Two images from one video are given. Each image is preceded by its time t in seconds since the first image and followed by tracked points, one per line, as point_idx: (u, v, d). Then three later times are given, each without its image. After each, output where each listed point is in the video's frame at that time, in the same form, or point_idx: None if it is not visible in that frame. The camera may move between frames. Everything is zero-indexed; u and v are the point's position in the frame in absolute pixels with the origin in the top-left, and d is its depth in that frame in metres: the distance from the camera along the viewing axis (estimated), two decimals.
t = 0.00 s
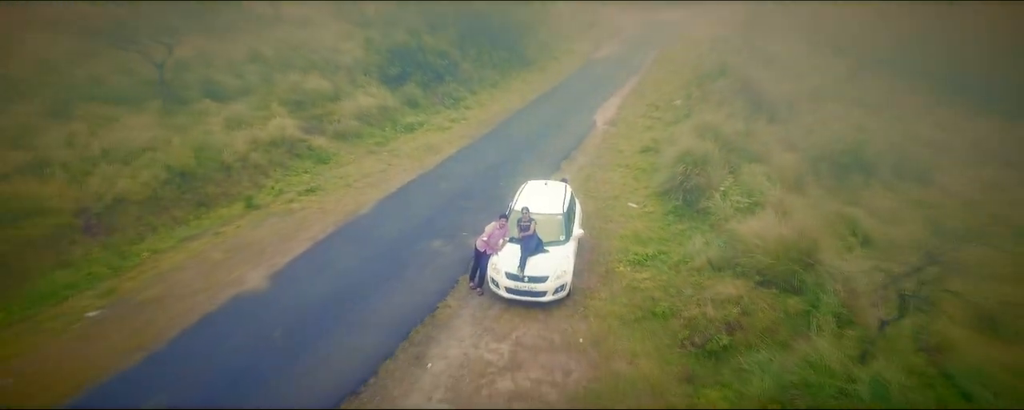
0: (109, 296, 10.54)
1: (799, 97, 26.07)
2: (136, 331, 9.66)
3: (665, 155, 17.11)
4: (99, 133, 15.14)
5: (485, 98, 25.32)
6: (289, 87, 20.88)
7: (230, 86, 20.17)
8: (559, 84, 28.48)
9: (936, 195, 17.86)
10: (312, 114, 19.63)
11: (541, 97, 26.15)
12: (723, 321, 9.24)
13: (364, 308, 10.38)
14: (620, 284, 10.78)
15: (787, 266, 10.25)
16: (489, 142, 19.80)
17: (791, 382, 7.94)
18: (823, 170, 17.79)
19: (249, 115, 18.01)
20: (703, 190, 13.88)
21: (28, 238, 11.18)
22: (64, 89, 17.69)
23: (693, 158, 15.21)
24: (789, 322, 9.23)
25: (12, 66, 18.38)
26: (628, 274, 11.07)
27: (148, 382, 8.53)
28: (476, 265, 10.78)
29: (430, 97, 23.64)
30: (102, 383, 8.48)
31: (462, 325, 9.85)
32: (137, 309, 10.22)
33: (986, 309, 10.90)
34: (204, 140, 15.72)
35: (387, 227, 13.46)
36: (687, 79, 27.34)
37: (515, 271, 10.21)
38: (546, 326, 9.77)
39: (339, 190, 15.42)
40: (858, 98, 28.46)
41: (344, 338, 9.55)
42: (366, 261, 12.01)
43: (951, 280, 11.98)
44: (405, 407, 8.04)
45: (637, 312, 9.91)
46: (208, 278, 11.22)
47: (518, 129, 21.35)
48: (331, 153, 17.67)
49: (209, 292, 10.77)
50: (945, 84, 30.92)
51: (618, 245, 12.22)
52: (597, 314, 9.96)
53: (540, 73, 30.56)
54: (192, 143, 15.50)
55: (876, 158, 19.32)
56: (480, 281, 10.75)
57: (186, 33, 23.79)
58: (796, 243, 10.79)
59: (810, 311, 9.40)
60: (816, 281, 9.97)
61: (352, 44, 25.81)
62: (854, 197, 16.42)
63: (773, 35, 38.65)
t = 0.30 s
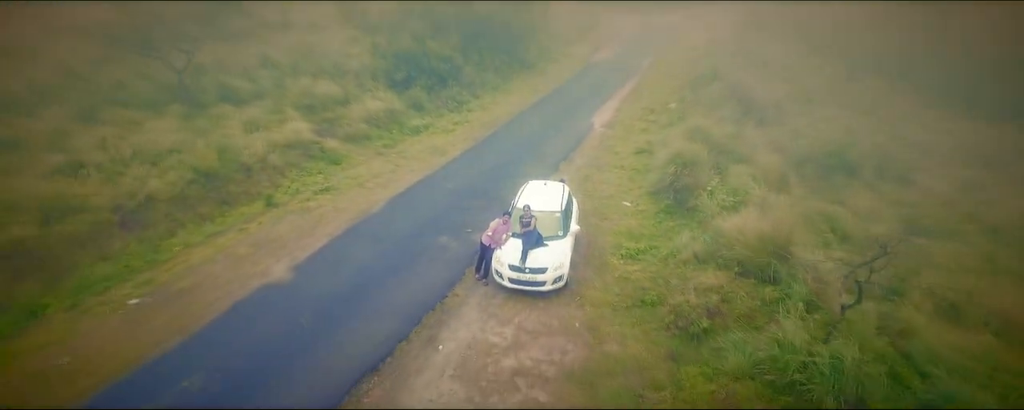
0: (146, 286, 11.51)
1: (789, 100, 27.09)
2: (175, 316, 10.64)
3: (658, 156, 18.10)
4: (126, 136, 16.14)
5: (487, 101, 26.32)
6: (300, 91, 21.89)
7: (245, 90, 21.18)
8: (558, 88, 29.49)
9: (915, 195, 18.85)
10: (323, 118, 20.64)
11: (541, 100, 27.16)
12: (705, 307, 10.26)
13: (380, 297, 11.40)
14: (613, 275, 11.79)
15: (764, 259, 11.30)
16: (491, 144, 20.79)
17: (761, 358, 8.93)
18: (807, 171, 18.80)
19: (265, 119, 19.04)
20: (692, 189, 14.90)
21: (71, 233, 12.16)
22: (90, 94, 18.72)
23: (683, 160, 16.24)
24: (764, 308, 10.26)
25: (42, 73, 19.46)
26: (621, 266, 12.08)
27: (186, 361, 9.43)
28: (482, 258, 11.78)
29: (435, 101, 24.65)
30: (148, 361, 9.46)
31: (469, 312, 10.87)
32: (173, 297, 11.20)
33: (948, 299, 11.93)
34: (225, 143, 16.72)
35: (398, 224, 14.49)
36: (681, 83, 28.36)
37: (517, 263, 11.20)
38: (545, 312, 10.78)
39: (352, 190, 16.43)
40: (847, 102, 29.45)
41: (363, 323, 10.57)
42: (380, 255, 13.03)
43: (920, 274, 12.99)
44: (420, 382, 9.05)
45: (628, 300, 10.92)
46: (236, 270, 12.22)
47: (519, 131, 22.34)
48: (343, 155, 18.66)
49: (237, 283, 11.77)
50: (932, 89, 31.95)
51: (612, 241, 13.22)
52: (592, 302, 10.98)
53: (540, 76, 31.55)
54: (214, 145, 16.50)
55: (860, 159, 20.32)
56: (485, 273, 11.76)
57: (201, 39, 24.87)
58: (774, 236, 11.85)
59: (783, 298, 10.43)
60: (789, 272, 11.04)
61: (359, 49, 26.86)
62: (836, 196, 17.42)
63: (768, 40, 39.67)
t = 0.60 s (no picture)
0: (179, 275, 12.55)
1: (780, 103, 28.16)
2: (208, 303, 11.69)
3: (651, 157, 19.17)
4: (152, 139, 17.21)
5: (489, 104, 27.38)
6: (311, 95, 22.96)
7: (259, 93, 22.23)
8: (558, 90, 30.55)
9: (896, 194, 19.89)
10: (334, 120, 21.70)
11: (541, 102, 28.19)
12: (688, 293, 11.36)
13: (393, 286, 12.50)
14: (607, 266, 12.87)
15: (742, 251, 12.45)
16: (493, 145, 21.85)
17: (737, 337, 10.01)
18: (793, 171, 19.86)
19: (280, 122, 20.11)
20: (681, 188, 15.99)
21: (109, 228, 13.23)
22: (115, 98, 19.79)
23: (673, 160, 17.31)
24: (741, 294, 11.38)
25: (69, 79, 20.60)
26: (614, 258, 13.17)
27: (194, 361, 10.00)
28: (486, 250, 12.86)
29: (439, 103, 25.73)
30: (187, 342, 10.51)
31: (476, 298, 11.95)
32: (205, 286, 12.25)
33: (915, 288, 13.01)
34: (244, 145, 17.80)
35: (408, 220, 15.59)
36: (676, 86, 29.41)
37: (519, 254, 12.27)
38: (545, 299, 11.86)
39: (363, 189, 17.49)
40: (836, 105, 30.53)
41: (379, 307, 11.67)
42: (392, 248, 14.14)
43: (891, 266, 14.06)
44: (433, 358, 10.14)
45: (620, 288, 12.02)
46: (260, 261, 13.27)
47: (520, 133, 23.41)
48: (353, 155, 19.70)
49: (262, 273, 12.82)
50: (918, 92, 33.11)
51: (607, 235, 14.30)
52: (587, 290, 12.06)
53: (540, 79, 32.61)
54: (234, 147, 17.59)
55: (844, 159, 21.33)
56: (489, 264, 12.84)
57: (215, 44, 25.95)
58: (751, 230, 13.22)
59: (759, 286, 11.55)
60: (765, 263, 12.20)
61: (366, 55, 27.95)
62: (818, 195, 18.48)
63: (761, 44, 40.81)
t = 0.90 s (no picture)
0: (207, 266, 13.60)
1: (771, 105, 29.22)
2: (236, 291, 12.73)
3: (645, 157, 20.20)
4: (175, 141, 18.29)
5: (490, 106, 28.45)
6: (321, 98, 24.01)
7: (271, 96, 23.27)
8: (557, 93, 31.59)
9: (878, 193, 20.94)
10: (343, 122, 22.74)
11: (541, 105, 29.24)
12: (675, 282, 12.43)
13: (405, 276, 13.58)
14: (602, 258, 13.96)
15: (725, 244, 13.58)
16: (495, 146, 22.91)
17: (718, 320, 11.05)
18: (780, 171, 20.92)
19: (293, 124, 21.17)
20: (672, 187, 17.07)
21: (140, 224, 14.28)
22: (136, 102, 20.83)
23: (666, 161, 18.40)
24: (724, 283, 12.45)
25: (92, 84, 21.68)
26: (609, 251, 14.24)
27: (208, 355, 10.67)
28: (490, 243, 13.93)
29: (443, 106, 26.79)
30: (219, 325, 11.54)
31: (481, 287, 13.02)
32: (232, 276, 13.29)
33: (887, 279, 14.07)
34: (260, 146, 18.87)
35: (416, 216, 16.68)
36: (671, 89, 30.48)
37: (520, 247, 13.30)
38: (544, 288, 12.93)
39: (373, 187, 18.55)
40: (826, 107, 31.59)
41: (393, 295, 12.74)
42: (403, 242, 15.23)
43: (868, 259, 15.11)
44: (443, 340, 11.18)
45: (613, 278, 13.08)
46: (281, 254, 14.33)
47: (520, 134, 24.49)
48: (363, 156, 20.74)
49: (284, 264, 13.88)
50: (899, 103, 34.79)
51: (602, 230, 15.37)
52: (584, 280, 13.14)
53: (540, 82, 33.67)
54: (251, 148, 18.66)
55: (830, 159, 22.38)
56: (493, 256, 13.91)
57: (228, 49, 26.99)
58: (732, 224, 14.45)
59: (740, 276, 12.65)
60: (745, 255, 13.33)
61: (373, 59, 29.03)
62: (803, 193, 19.54)
63: (755, 48, 41.97)
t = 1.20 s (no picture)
0: (234, 257, 14.74)
1: (762, 106, 30.38)
2: (261, 279, 13.88)
3: (639, 156, 21.34)
4: (197, 141, 19.47)
5: (492, 108, 29.58)
6: (332, 100, 25.16)
7: (284, 98, 24.43)
8: (557, 94, 32.74)
9: (861, 190, 22.09)
10: (353, 122, 23.87)
11: (542, 106, 30.38)
12: (665, 270, 13.60)
13: (417, 265, 14.73)
14: (598, 249, 15.14)
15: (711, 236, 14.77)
16: (498, 146, 24.05)
17: (703, 303, 12.20)
18: (768, 170, 22.09)
19: (306, 125, 22.32)
20: (664, 184, 18.25)
21: (171, 218, 15.42)
22: (157, 104, 21.99)
23: (659, 160, 19.58)
24: (709, 271, 13.62)
25: (115, 87, 22.86)
26: (604, 243, 15.42)
27: (240, 334, 11.78)
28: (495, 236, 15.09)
29: (447, 108, 27.94)
30: (248, 309, 12.68)
31: (487, 276, 14.18)
32: (257, 265, 14.43)
33: (861, 269, 15.24)
34: (277, 146, 20.04)
35: (425, 211, 17.85)
36: (666, 91, 31.64)
37: (523, 239, 14.44)
38: (545, 276, 14.08)
39: (384, 185, 19.70)
40: (815, 108, 32.77)
41: (406, 283, 13.88)
42: (413, 235, 16.38)
43: (845, 251, 16.27)
44: (453, 321, 12.34)
45: (608, 267, 14.24)
46: (301, 246, 15.48)
47: (522, 135, 25.64)
48: (373, 155, 21.88)
49: (304, 255, 15.04)
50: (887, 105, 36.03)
51: (599, 224, 16.53)
52: (581, 269, 14.30)
53: (540, 84, 34.82)
54: (268, 148, 19.83)
55: (816, 158, 23.53)
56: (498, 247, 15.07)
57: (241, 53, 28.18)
58: (718, 217, 15.64)
59: (724, 265, 13.83)
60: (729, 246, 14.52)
61: (380, 62, 30.19)
62: (789, 190, 20.70)
63: (748, 51, 43.20)
